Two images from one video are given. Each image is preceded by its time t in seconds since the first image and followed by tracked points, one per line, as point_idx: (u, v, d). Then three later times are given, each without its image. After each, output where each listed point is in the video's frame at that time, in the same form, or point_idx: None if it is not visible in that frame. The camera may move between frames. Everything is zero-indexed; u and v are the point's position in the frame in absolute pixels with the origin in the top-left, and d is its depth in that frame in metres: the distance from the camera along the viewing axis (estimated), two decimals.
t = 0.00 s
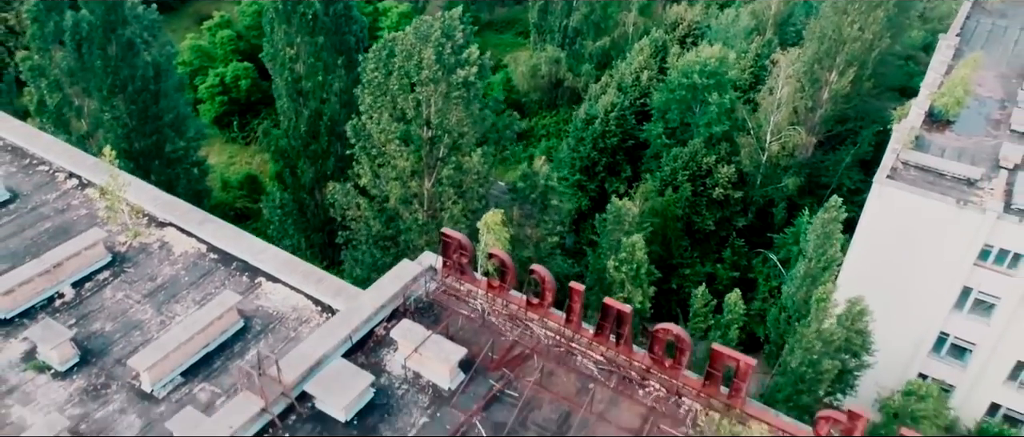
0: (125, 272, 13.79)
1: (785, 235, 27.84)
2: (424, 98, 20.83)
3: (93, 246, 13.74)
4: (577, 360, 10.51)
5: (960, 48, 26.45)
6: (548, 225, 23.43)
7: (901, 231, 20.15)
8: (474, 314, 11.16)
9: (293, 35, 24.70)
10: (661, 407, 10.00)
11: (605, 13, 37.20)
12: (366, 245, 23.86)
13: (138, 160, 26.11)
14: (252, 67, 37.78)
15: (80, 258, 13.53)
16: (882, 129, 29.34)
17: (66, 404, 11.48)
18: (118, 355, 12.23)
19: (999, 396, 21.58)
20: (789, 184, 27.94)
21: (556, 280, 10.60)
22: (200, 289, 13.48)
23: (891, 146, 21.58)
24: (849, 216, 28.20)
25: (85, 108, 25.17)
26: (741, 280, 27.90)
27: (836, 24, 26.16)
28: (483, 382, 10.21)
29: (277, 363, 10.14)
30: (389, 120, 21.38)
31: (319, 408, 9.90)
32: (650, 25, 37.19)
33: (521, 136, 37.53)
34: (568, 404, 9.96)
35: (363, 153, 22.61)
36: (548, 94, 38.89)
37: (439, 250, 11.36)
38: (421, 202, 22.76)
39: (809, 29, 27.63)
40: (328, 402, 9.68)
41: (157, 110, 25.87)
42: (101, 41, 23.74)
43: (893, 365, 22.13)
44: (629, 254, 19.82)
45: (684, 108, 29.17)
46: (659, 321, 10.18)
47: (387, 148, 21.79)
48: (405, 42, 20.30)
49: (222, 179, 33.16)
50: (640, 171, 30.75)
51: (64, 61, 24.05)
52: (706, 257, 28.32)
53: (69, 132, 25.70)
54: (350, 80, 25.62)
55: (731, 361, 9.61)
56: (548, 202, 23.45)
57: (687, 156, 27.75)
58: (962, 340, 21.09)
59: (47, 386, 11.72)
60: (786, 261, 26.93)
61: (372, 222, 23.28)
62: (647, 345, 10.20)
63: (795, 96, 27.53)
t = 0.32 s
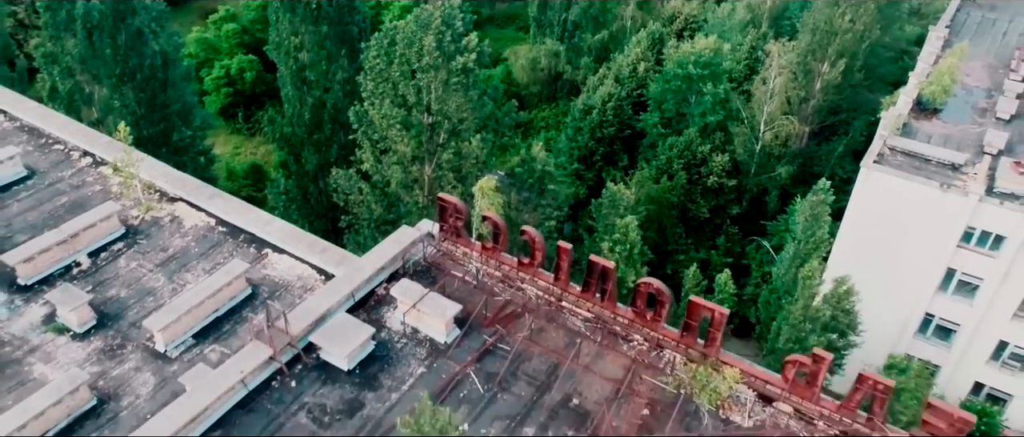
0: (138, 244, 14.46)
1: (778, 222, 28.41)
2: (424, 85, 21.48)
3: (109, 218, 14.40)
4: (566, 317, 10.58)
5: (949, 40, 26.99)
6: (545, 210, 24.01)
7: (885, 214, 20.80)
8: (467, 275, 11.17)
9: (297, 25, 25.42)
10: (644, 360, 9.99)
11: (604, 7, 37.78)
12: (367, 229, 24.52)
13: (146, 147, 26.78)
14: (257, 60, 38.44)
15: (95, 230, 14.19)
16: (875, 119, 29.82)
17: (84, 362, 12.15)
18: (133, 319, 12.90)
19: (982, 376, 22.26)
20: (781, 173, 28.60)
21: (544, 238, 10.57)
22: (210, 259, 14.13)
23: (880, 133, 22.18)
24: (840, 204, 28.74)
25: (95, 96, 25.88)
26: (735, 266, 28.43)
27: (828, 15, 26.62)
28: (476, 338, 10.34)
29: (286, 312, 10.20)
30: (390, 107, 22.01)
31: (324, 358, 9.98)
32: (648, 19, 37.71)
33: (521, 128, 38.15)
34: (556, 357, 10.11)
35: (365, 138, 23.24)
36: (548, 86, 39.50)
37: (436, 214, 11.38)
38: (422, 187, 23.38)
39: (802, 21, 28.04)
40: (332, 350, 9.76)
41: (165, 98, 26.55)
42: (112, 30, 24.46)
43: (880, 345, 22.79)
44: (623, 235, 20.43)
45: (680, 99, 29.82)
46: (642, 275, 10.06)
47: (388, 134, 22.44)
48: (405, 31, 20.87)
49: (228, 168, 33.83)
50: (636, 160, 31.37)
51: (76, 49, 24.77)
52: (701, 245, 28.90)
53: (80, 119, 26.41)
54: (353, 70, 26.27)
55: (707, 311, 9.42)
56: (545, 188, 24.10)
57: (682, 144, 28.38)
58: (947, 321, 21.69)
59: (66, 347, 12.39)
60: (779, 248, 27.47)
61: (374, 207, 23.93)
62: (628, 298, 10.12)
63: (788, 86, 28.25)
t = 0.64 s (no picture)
0: (149, 218, 15.10)
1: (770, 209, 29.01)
2: (424, 72, 22.13)
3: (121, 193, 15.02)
4: (555, 279, 11.20)
5: (937, 31, 27.56)
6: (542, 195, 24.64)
7: (872, 198, 21.39)
8: (462, 241, 11.78)
9: (300, 15, 26.06)
10: (628, 317, 10.61)
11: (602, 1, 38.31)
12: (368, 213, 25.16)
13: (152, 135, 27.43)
14: (259, 53, 39.01)
15: (108, 204, 14.82)
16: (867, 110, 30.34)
17: (99, 326, 12.80)
18: (145, 286, 13.57)
19: (966, 356, 22.91)
20: (773, 161, 29.20)
21: (534, 203, 11.13)
22: (217, 232, 14.75)
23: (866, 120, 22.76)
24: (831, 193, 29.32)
25: (103, 84, 26.52)
26: (728, 253, 29.07)
27: (819, 7, 27.08)
28: (470, 298, 10.97)
29: (292, 271, 10.85)
30: (391, 93, 22.71)
31: (326, 314, 10.63)
32: (645, 12, 38.26)
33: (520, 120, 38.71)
34: (545, 314, 10.73)
35: (366, 124, 23.92)
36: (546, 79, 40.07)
37: (432, 182, 11.97)
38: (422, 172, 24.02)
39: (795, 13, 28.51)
40: (334, 305, 10.41)
41: (171, 87, 27.17)
42: (119, 20, 25.11)
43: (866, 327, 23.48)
44: (616, 217, 21.04)
45: (674, 89, 30.38)
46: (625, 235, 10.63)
47: (388, 119, 23.14)
48: (405, 19, 21.45)
49: (232, 158, 34.43)
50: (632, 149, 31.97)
51: (85, 38, 25.43)
52: (695, 232, 29.53)
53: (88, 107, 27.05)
54: (355, 59, 26.93)
55: (686, 268, 9.98)
56: (541, 173, 24.74)
57: (675, 134, 28.93)
58: (932, 302, 22.33)
59: (82, 311, 13.04)
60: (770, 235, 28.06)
61: (374, 191, 24.55)
62: (612, 258, 10.72)
63: (779, 76, 28.84)
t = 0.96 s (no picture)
0: (158, 192, 15.77)
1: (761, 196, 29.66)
2: (423, 58, 22.77)
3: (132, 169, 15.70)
4: (545, 242, 11.84)
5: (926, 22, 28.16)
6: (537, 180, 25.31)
7: (860, 182, 22.05)
8: (457, 208, 12.42)
9: (303, 4, 26.87)
10: (613, 276, 11.28)
11: None
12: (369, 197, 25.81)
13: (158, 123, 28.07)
14: (262, 45, 39.61)
15: (120, 178, 15.47)
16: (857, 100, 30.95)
17: (113, 290, 13.47)
18: (156, 254, 14.25)
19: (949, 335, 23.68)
20: (765, 149, 29.86)
21: (525, 169, 11.81)
22: (224, 205, 15.40)
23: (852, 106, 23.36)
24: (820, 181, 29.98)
25: (110, 73, 27.18)
26: (720, 238, 29.80)
27: None
28: (464, 259, 11.62)
29: (297, 232, 11.51)
30: (391, 79, 23.39)
31: (329, 272, 11.30)
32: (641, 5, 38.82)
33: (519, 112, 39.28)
34: (535, 274, 11.39)
35: (369, 111, 24.81)
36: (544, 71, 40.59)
37: (429, 151, 12.62)
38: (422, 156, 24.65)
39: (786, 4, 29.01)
40: (336, 263, 11.08)
41: (176, 76, 27.83)
42: (126, 9, 25.77)
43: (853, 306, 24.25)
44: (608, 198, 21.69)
45: (668, 79, 31.07)
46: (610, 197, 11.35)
47: (388, 105, 23.84)
48: (404, 7, 22.06)
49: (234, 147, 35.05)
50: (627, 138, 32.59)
51: (93, 27, 26.12)
52: (688, 219, 30.32)
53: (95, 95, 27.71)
54: (356, 47, 27.74)
55: (666, 226, 10.61)
56: (536, 159, 25.48)
57: (669, 122, 29.53)
58: (916, 282, 23.09)
59: (97, 277, 13.72)
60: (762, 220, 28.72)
61: (374, 176, 25.20)
62: (598, 219, 11.37)
63: (771, 66, 29.23)
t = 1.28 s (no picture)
0: (166, 169, 16.38)
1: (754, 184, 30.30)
2: (421, 46, 23.38)
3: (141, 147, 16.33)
4: (536, 210, 12.46)
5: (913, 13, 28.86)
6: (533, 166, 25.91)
7: (845, 167, 22.74)
8: (453, 179, 13.04)
9: None
10: (600, 241, 11.90)
11: None
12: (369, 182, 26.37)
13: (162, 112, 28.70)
14: (263, 38, 40.14)
15: (129, 156, 16.09)
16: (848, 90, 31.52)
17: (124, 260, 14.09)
18: (165, 227, 14.87)
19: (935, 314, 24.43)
20: (758, 137, 30.37)
21: (517, 139, 12.45)
22: (229, 181, 16.01)
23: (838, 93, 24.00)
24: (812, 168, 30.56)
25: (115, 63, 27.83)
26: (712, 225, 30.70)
27: None
28: (460, 225, 12.22)
29: (301, 200, 12.14)
30: (390, 65, 23.96)
31: (331, 237, 11.92)
32: None
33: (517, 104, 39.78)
34: (526, 239, 12.00)
35: (369, 98, 25.41)
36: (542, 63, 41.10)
37: (426, 124, 13.25)
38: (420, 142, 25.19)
39: None
40: (337, 228, 11.70)
41: (180, 66, 28.46)
42: None
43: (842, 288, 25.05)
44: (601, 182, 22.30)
45: (662, 69, 31.66)
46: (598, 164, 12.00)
47: (387, 91, 24.37)
48: None
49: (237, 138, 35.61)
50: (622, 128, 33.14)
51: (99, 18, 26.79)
52: (681, 206, 31.06)
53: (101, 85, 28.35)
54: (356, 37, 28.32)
55: (649, 191, 11.26)
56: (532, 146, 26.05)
57: (663, 111, 30.07)
58: (901, 264, 23.86)
59: (109, 247, 14.35)
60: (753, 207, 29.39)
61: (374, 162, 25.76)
62: (586, 186, 11.99)
63: (762, 56, 29.87)
